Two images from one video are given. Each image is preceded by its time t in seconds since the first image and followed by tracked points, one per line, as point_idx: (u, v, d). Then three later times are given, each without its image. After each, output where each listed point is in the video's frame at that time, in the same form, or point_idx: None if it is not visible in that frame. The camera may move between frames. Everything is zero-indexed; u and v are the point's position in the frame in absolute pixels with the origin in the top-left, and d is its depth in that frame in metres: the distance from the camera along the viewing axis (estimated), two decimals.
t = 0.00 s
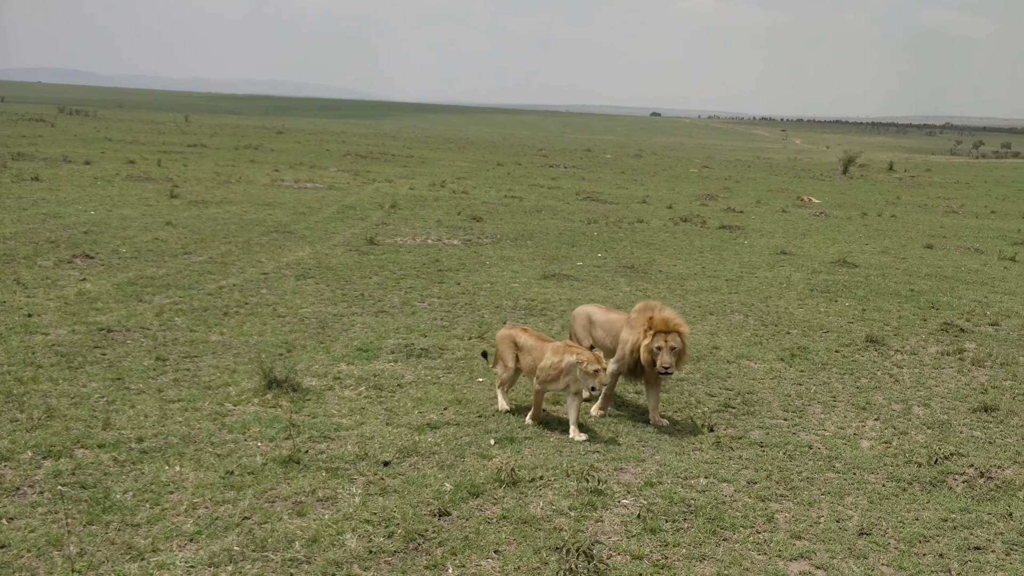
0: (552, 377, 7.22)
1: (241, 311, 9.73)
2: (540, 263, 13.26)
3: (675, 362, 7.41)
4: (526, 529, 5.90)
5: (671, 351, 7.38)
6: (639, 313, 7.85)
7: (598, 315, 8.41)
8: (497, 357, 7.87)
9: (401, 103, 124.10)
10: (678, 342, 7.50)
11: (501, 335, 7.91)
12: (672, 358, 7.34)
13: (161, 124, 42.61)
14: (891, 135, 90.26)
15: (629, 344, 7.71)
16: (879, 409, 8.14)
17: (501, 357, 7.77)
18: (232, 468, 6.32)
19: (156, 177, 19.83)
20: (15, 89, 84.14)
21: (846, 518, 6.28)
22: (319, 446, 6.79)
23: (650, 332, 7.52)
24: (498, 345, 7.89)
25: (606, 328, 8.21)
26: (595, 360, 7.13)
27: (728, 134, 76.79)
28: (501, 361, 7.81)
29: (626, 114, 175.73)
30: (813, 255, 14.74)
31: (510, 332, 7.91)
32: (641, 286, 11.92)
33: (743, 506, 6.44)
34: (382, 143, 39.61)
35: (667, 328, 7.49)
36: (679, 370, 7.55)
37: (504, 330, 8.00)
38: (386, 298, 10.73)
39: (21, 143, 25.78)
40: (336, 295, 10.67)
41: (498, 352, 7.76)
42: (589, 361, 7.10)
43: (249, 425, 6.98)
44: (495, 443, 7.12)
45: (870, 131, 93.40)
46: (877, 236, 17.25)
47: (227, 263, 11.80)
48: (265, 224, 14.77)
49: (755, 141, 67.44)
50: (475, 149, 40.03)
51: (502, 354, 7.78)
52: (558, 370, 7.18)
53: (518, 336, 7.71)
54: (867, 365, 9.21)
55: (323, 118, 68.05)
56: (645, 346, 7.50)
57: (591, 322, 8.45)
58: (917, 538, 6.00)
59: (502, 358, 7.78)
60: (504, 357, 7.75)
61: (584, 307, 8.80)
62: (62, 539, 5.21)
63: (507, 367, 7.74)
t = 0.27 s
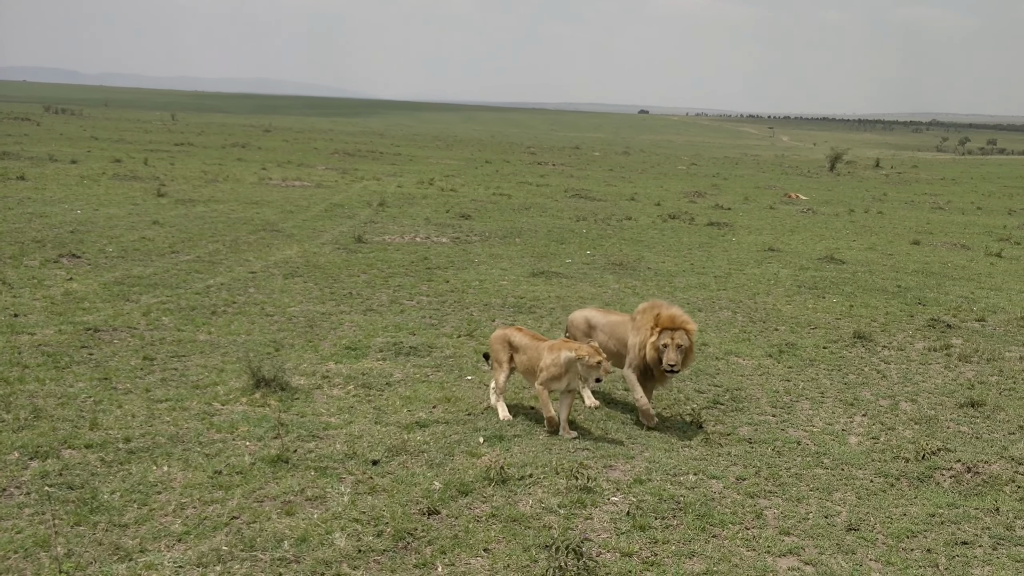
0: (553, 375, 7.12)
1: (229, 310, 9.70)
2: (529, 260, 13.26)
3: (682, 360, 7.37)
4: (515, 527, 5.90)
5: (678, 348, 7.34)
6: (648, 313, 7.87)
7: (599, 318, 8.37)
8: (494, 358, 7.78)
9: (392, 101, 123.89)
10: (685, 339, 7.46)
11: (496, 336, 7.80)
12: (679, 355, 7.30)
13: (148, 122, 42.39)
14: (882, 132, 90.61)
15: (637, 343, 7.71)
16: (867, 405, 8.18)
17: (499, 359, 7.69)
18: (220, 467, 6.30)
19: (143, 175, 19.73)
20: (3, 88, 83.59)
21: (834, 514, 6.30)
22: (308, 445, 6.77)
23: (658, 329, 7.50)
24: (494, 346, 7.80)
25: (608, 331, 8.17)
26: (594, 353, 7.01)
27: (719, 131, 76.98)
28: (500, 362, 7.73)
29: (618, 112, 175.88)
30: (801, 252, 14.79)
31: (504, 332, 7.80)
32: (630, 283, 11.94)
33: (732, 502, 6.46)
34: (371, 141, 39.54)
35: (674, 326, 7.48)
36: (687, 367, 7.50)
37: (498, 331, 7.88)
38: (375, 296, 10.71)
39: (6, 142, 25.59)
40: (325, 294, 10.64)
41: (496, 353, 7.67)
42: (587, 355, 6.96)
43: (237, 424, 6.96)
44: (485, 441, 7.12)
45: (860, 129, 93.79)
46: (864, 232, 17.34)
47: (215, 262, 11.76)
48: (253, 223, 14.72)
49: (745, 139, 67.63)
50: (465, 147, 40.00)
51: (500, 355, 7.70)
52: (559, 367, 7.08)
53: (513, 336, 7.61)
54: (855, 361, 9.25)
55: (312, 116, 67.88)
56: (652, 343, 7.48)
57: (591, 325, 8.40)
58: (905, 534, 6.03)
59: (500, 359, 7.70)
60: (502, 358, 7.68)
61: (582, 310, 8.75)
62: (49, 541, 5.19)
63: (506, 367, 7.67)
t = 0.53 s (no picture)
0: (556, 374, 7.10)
1: (223, 310, 9.69)
2: (523, 260, 13.26)
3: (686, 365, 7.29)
4: (510, 526, 5.91)
5: (682, 352, 7.25)
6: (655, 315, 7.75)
7: (602, 318, 8.28)
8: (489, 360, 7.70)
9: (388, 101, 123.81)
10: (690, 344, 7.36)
11: (491, 338, 7.73)
12: (683, 360, 7.22)
13: (141, 122, 42.30)
14: (877, 131, 90.76)
15: (643, 346, 7.64)
16: (861, 403, 8.19)
17: (495, 360, 7.61)
18: (215, 467, 6.29)
19: (137, 175, 19.69)
20: None
21: (829, 512, 6.32)
22: (302, 445, 6.77)
23: (662, 332, 7.42)
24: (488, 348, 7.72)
25: (610, 332, 8.08)
26: (599, 353, 7.24)
27: (714, 130, 77.06)
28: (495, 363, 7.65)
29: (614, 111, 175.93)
30: (795, 251, 14.82)
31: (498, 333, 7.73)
32: (625, 283, 11.95)
33: (726, 501, 6.47)
34: (366, 140, 39.51)
35: (679, 330, 7.36)
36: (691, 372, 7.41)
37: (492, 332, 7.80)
38: (369, 296, 10.70)
39: None
40: (319, 294, 10.63)
41: (491, 355, 7.60)
42: (595, 355, 7.19)
43: (231, 424, 6.95)
44: (479, 441, 7.12)
45: (855, 127, 93.96)
46: (858, 231, 17.37)
47: (209, 262, 11.74)
48: (246, 223, 14.70)
49: (740, 138, 67.70)
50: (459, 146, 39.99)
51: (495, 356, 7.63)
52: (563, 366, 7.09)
53: (510, 337, 7.56)
54: (849, 360, 9.27)
55: (307, 115, 67.80)
56: (657, 347, 7.40)
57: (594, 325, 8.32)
58: (899, 532, 6.04)
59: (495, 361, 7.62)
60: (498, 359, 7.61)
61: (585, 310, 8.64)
62: (43, 541, 5.17)
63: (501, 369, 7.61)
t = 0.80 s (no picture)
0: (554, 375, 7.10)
1: (217, 310, 9.67)
2: (518, 260, 13.27)
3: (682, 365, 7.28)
4: (505, 525, 5.91)
5: (677, 353, 7.24)
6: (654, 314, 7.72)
7: (603, 318, 8.24)
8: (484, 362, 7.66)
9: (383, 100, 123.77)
10: (686, 343, 7.34)
11: (485, 339, 7.69)
12: (678, 361, 7.21)
13: (135, 122, 42.23)
14: (872, 130, 90.95)
15: (641, 345, 7.65)
16: (855, 402, 8.21)
17: (490, 362, 7.58)
18: (209, 467, 6.29)
19: (130, 175, 19.65)
20: None
21: (823, 511, 6.33)
22: (296, 444, 6.76)
23: (658, 332, 7.41)
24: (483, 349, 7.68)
25: (611, 331, 8.03)
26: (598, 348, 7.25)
27: (710, 130, 77.14)
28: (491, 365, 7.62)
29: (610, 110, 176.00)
30: (789, 251, 14.85)
31: (492, 334, 7.69)
32: (619, 283, 11.96)
33: (721, 500, 6.48)
34: (360, 140, 39.49)
35: (674, 330, 7.34)
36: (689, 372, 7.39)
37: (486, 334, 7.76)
38: (363, 296, 10.69)
39: None
40: (313, 294, 10.62)
41: (487, 357, 7.57)
42: (594, 350, 7.20)
43: (225, 424, 6.94)
44: (474, 440, 7.12)
45: (850, 127, 94.11)
46: (851, 231, 17.41)
47: (202, 262, 11.73)
48: (240, 223, 14.68)
49: (735, 138, 67.77)
50: (454, 146, 39.97)
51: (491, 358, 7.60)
52: (561, 365, 7.11)
53: (504, 338, 7.54)
54: (843, 359, 9.29)
55: (302, 115, 67.75)
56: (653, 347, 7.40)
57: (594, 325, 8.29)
58: (893, 530, 6.06)
59: (491, 362, 7.59)
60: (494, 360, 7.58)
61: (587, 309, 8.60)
62: (37, 541, 5.17)
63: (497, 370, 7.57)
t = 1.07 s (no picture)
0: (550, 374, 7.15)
1: (210, 309, 9.66)
2: (512, 259, 13.27)
3: (666, 363, 7.30)
4: (498, 524, 5.91)
5: (659, 351, 7.26)
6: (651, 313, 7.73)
7: (609, 317, 8.20)
8: (478, 361, 7.68)
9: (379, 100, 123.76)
10: (671, 342, 7.31)
11: (479, 338, 7.70)
12: (659, 359, 7.25)
13: (129, 121, 42.13)
14: (868, 130, 91.14)
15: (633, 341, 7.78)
16: (848, 401, 8.23)
17: (484, 361, 7.58)
18: (202, 466, 6.28)
19: (123, 175, 19.60)
20: None
21: (816, 509, 6.34)
22: (290, 443, 6.76)
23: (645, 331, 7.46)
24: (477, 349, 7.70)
25: (616, 331, 7.99)
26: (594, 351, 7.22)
27: (706, 129, 77.24)
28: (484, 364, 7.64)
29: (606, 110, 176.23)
30: (783, 250, 14.86)
31: (487, 333, 7.71)
32: (613, 282, 11.97)
33: (714, 498, 6.49)
34: (355, 140, 39.46)
35: (658, 328, 7.36)
36: (677, 370, 7.38)
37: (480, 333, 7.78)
38: (357, 295, 10.69)
39: None
40: (306, 293, 10.61)
41: (481, 356, 7.58)
42: (590, 353, 7.18)
43: (219, 423, 6.93)
44: (468, 439, 7.12)
45: (846, 127, 94.27)
46: (845, 230, 17.43)
47: (196, 261, 11.71)
48: (234, 222, 14.66)
49: (730, 137, 67.86)
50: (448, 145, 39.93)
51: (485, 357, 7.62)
52: (557, 366, 7.13)
53: (499, 338, 7.55)
54: (836, 358, 9.30)
55: (297, 115, 67.66)
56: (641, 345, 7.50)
57: (599, 325, 8.24)
58: (886, 528, 6.07)
59: (484, 362, 7.61)
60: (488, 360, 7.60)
61: (591, 309, 8.55)
62: (29, 540, 5.16)
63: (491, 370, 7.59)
